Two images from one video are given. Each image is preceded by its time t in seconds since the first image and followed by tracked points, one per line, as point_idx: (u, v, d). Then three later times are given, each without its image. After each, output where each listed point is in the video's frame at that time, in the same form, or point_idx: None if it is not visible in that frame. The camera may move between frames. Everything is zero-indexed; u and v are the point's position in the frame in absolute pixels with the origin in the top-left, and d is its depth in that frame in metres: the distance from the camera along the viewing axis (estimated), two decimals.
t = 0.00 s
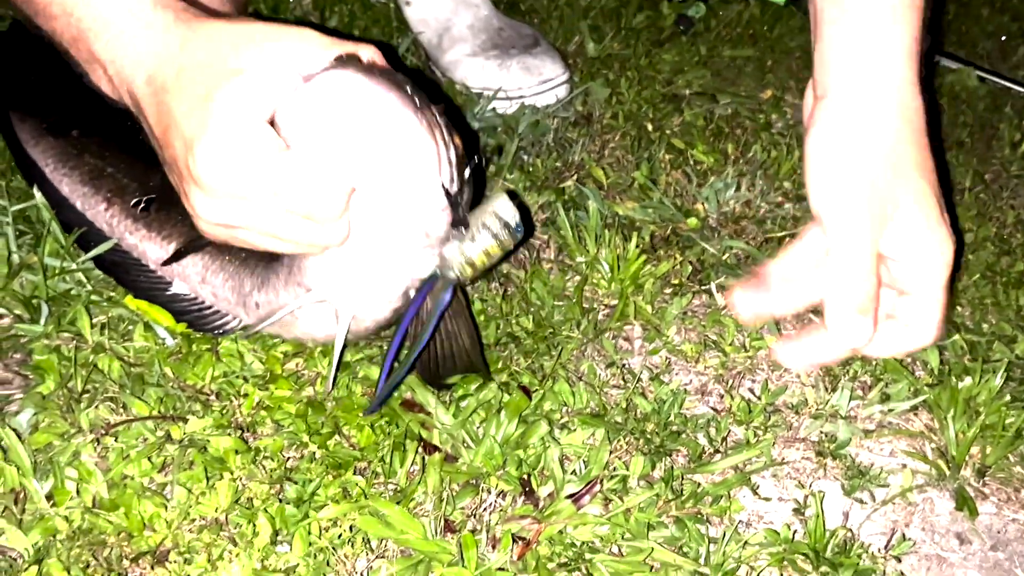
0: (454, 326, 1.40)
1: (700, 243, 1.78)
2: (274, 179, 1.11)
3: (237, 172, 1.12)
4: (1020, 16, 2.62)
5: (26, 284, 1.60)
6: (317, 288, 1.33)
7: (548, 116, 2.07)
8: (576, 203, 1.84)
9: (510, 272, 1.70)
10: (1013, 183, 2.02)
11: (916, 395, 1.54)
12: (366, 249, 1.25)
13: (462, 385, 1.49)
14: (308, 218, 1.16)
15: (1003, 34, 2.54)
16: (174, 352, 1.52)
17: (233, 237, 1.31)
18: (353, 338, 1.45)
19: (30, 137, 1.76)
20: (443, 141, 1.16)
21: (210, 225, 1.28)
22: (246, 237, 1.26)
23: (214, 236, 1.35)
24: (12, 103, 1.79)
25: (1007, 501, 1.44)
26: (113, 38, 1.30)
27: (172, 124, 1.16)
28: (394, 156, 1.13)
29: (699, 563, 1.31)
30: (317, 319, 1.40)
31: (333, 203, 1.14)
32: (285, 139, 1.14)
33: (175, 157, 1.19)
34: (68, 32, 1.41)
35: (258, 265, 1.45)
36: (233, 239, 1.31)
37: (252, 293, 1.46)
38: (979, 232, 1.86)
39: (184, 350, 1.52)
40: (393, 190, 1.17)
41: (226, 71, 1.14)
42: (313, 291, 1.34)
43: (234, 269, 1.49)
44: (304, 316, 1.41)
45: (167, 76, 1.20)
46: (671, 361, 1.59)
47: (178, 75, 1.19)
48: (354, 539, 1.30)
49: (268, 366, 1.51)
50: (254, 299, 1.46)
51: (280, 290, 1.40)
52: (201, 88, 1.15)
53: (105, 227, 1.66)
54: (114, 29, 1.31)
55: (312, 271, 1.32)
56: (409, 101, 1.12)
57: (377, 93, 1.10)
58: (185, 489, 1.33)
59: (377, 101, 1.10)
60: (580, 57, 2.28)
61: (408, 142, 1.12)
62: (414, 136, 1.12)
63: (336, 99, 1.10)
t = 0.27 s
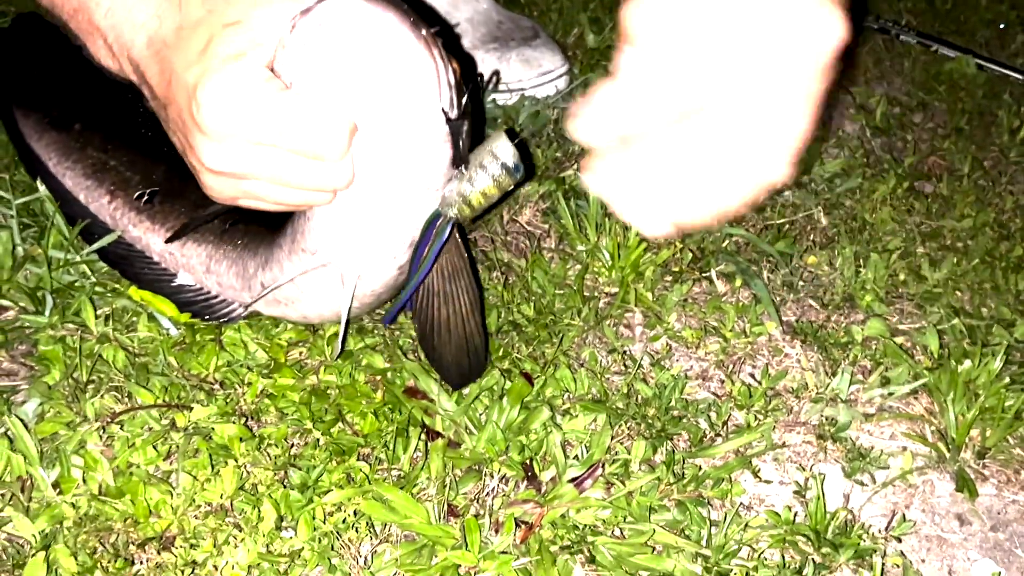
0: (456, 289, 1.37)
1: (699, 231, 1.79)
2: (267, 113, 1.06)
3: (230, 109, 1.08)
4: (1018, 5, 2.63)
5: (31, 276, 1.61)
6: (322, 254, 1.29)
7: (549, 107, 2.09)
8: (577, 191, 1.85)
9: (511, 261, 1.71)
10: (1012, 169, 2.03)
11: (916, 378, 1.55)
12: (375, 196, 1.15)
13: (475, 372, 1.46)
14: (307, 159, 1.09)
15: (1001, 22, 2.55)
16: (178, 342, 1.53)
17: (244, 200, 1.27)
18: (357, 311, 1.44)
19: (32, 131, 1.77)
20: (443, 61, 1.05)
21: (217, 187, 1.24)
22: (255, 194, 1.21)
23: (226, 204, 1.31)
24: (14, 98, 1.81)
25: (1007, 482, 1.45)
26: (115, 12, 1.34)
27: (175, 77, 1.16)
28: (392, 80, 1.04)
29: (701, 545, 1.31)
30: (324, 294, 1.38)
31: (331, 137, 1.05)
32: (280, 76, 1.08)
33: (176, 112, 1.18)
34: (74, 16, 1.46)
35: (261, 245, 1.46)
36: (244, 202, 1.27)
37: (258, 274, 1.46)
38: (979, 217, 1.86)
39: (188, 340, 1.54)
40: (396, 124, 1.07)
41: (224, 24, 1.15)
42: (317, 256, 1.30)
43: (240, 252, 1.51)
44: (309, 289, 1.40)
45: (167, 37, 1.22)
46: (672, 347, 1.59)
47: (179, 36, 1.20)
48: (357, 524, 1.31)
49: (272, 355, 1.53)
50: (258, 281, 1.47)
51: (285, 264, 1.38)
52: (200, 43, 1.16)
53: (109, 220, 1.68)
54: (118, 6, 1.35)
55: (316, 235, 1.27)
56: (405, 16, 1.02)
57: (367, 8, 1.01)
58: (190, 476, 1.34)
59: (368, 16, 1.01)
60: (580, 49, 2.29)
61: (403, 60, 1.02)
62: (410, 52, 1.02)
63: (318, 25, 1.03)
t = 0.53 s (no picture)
0: (457, 277, 1.36)
1: (704, 227, 1.78)
2: (271, 96, 1.07)
3: (235, 92, 1.09)
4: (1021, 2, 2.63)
5: (38, 275, 1.61)
6: (324, 244, 1.30)
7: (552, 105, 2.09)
8: (581, 189, 1.86)
9: (515, 257, 1.71)
10: (1016, 164, 2.03)
11: (921, 371, 1.55)
12: (378, 177, 1.16)
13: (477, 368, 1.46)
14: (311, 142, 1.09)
15: (1004, 19, 2.55)
16: (184, 339, 1.54)
17: (246, 185, 1.27)
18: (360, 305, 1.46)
19: (39, 131, 1.78)
20: (448, 37, 1.08)
21: (220, 172, 1.25)
22: (258, 179, 1.22)
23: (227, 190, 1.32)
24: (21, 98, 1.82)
25: (1013, 475, 1.45)
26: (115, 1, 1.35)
27: (178, 63, 1.17)
28: (398, 61, 1.05)
29: (707, 538, 1.31)
30: (327, 286, 1.40)
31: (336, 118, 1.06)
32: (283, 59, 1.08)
33: (178, 97, 1.19)
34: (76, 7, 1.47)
35: (264, 240, 1.48)
36: (246, 187, 1.28)
37: (262, 269, 1.48)
38: (983, 211, 1.86)
39: (194, 337, 1.54)
40: (400, 105, 1.08)
41: (227, 9, 1.16)
42: (318, 245, 1.31)
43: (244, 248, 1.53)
44: (312, 281, 1.41)
45: (167, 23, 1.23)
46: (677, 341, 1.60)
47: (179, 22, 1.21)
48: (364, 518, 1.32)
49: (277, 351, 1.53)
50: (262, 274, 1.48)
51: (287, 256, 1.40)
52: (201, 28, 1.17)
53: (115, 218, 1.70)
54: None
55: (317, 223, 1.28)
56: None
57: None
58: (197, 471, 1.34)
59: None
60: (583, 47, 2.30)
61: (410, 39, 1.05)
62: (417, 31, 1.05)
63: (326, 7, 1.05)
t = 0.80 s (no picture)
0: (475, 292, 1.39)
1: (710, 250, 1.80)
2: (294, 113, 1.09)
3: (260, 112, 1.11)
4: None
5: (53, 298, 1.63)
6: (342, 260, 1.33)
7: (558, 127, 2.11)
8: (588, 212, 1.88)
9: (522, 280, 1.73)
10: (1021, 185, 2.05)
11: (926, 395, 1.56)
12: (401, 191, 1.18)
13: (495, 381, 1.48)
14: (333, 159, 1.11)
15: (1008, 39, 2.57)
16: (197, 362, 1.56)
17: (271, 205, 1.30)
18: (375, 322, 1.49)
19: (54, 155, 1.80)
20: (470, 53, 1.06)
21: (245, 192, 1.28)
22: (282, 198, 1.24)
23: (250, 209, 1.34)
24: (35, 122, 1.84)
25: (1018, 498, 1.46)
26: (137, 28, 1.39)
27: (203, 88, 1.19)
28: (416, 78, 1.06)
29: (713, 563, 1.33)
30: (343, 305, 1.42)
31: (357, 136, 1.07)
32: (304, 78, 1.10)
33: (203, 119, 1.22)
34: (96, 35, 1.50)
35: (280, 260, 1.52)
36: (270, 206, 1.30)
37: (278, 288, 1.51)
38: (987, 233, 1.87)
39: (207, 360, 1.56)
40: (419, 121, 1.09)
41: (248, 33, 1.19)
42: (336, 262, 1.34)
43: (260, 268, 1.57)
44: (327, 300, 1.44)
45: (190, 48, 1.26)
46: (683, 365, 1.61)
47: (203, 47, 1.24)
48: (374, 542, 1.33)
49: (287, 374, 1.55)
50: (277, 294, 1.52)
51: (303, 273, 1.43)
52: (224, 51, 1.19)
53: (128, 243, 1.73)
54: (139, 22, 1.39)
55: (335, 241, 1.32)
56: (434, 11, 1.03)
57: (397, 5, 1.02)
58: (209, 495, 1.36)
59: (395, 14, 1.02)
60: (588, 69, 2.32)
61: (429, 56, 1.04)
62: (436, 48, 1.04)
63: (341, 29, 1.05)
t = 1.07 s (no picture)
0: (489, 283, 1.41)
1: (726, 257, 1.79)
2: (295, 123, 1.06)
3: (263, 123, 1.08)
4: None
5: (70, 304, 1.65)
6: (355, 261, 1.32)
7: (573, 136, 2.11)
8: (603, 220, 1.88)
9: (537, 287, 1.73)
10: None
11: (946, 402, 1.55)
12: (406, 187, 1.15)
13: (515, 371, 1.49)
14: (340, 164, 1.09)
15: None
16: (212, 367, 1.56)
17: (282, 210, 1.28)
18: (391, 321, 1.50)
19: (71, 164, 1.81)
20: (467, 47, 1.03)
21: (255, 201, 1.26)
22: (292, 204, 1.22)
23: (262, 216, 1.33)
24: (53, 132, 1.85)
25: None
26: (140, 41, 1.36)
27: (207, 100, 1.17)
28: (417, 79, 1.02)
29: (731, 570, 1.32)
30: (357, 306, 1.43)
31: (361, 142, 1.04)
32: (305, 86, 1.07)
33: (209, 131, 1.20)
34: (101, 47, 1.47)
35: (294, 263, 1.51)
36: (281, 212, 1.29)
37: (292, 292, 1.50)
38: (1006, 241, 1.86)
39: (223, 365, 1.56)
40: (424, 121, 1.06)
41: (248, 41, 1.16)
42: (348, 263, 1.33)
43: (274, 272, 1.57)
44: (341, 301, 1.44)
45: (193, 60, 1.23)
46: (700, 372, 1.60)
47: (205, 58, 1.21)
48: (389, 547, 1.33)
49: (303, 380, 1.56)
50: (293, 299, 1.50)
51: (316, 276, 1.42)
52: (226, 61, 1.17)
53: (145, 251, 1.72)
54: (140, 33, 1.37)
55: (346, 242, 1.30)
56: (425, 8, 0.99)
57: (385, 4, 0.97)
58: (225, 500, 1.36)
59: (388, 13, 0.98)
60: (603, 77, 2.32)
61: (427, 54, 1.00)
62: (433, 45, 1.00)
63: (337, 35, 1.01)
